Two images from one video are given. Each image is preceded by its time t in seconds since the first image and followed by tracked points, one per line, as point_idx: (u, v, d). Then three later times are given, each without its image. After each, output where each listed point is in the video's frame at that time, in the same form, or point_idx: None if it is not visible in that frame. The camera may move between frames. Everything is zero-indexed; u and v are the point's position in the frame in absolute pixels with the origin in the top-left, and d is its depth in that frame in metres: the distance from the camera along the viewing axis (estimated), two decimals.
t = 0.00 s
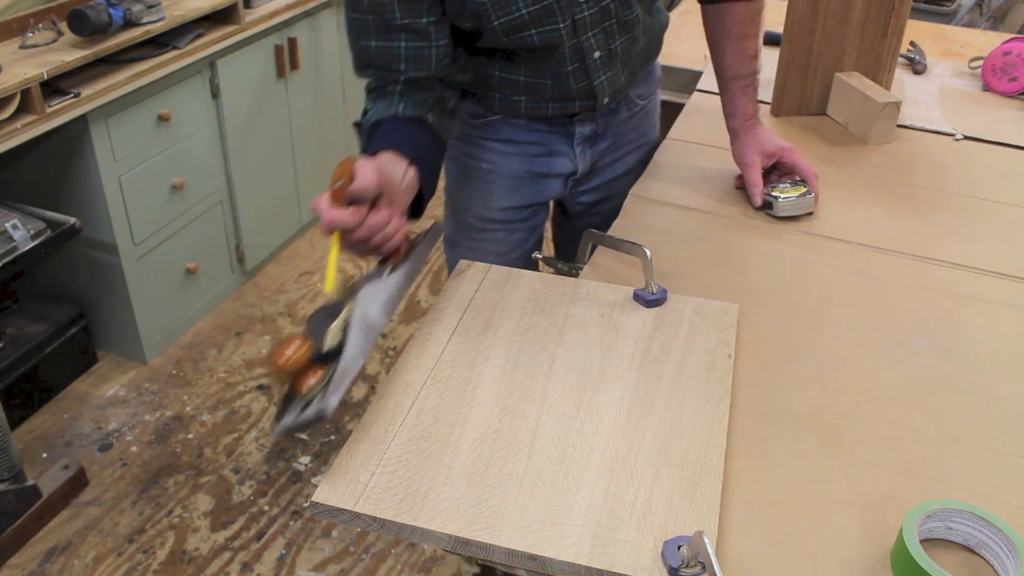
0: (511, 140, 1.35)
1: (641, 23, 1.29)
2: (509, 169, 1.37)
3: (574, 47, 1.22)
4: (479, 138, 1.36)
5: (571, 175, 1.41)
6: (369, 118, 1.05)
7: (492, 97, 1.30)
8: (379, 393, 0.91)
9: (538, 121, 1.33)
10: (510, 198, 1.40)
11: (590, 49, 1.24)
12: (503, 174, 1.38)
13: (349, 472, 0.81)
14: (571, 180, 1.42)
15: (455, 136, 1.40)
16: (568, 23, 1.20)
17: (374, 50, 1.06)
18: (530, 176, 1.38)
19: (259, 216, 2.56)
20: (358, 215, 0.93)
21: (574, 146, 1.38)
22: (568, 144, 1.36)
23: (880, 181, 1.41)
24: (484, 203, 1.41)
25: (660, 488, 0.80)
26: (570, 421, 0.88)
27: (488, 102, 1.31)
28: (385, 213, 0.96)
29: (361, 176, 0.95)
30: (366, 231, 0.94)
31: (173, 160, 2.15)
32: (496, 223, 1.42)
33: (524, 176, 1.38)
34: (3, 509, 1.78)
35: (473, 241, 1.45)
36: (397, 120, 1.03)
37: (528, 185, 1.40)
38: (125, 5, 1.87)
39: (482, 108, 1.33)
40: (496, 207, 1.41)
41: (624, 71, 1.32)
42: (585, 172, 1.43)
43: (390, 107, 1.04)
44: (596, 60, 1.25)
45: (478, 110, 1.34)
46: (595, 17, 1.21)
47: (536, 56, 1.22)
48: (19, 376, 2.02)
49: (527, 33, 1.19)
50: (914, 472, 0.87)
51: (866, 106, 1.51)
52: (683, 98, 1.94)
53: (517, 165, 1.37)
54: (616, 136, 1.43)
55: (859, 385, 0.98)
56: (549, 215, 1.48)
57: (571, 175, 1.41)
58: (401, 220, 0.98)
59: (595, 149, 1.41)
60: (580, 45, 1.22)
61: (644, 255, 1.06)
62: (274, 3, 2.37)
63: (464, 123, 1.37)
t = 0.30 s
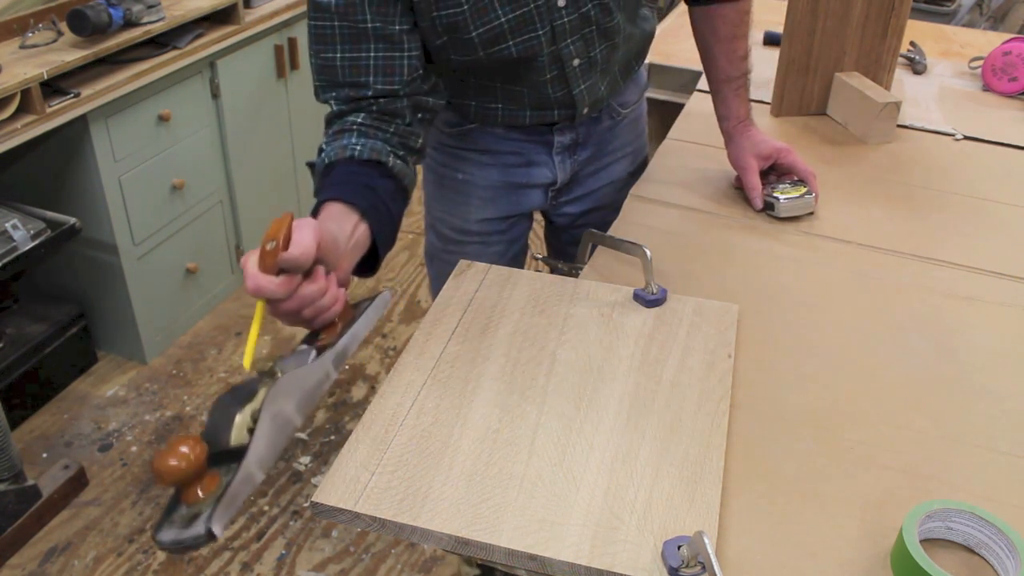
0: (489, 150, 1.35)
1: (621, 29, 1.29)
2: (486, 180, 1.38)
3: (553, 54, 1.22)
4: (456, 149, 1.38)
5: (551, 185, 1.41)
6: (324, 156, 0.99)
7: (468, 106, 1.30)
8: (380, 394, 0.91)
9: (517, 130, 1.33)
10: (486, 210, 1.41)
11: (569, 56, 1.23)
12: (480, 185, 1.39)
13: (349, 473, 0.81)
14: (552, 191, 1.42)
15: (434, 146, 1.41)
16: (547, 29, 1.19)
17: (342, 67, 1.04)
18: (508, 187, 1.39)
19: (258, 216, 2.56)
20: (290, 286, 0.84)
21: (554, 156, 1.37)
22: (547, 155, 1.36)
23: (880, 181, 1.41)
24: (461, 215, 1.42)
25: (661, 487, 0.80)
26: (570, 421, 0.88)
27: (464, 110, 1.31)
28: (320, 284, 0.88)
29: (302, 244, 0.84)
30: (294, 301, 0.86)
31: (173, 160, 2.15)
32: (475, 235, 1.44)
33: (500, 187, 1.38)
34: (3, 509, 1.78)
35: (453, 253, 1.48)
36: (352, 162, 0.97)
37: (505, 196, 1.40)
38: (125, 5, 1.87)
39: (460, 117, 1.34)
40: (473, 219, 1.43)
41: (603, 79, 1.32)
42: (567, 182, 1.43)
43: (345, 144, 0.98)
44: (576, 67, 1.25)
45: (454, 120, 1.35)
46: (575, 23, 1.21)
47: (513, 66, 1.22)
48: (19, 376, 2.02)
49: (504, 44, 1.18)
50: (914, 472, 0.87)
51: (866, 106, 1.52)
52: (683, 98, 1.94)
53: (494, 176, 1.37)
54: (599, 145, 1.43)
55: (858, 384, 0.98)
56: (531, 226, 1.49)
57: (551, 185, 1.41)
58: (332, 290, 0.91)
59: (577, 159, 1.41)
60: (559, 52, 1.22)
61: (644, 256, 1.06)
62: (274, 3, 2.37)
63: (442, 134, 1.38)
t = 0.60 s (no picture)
0: (489, 139, 1.34)
1: (626, 30, 1.27)
2: (484, 168, 1.37)
3: (550, 47, 1.21)
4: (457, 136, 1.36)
5: (550, 181, 1.39)
6: (368, 96, 1.05)
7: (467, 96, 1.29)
8: (380, 393, 0.91)
9: (516, 122, 1.31)
10: (485, 196, 1.39)
11: (567, 51, 1.22)
12: (479, 172, 1.38)
13: (350, 472, 0.81)
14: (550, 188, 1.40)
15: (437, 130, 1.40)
16: (546, 22, 1.19)
17: (368, 25, 1.06)
18: (506, 178, 1.37)
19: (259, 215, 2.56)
20: (370, 185, 0.94)
21: (552, 153, 1.35)
22: (545, 150, 1.34)
23: (880, 181, 1.41)
24: (460, 199, 1.41)
25: (661, 487, 0.80)
26: (570, 421, 0.88)
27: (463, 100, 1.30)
28: (394, 190, 0.97)
29: (383, 149, 0.96)
30: (370, 202, 0.95)
31: (172, 160, 2.15)
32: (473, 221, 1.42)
33: (498, 176, 1.37)
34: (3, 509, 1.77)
35: (452, 237, 1.46)
36: (397, 97, 1.03)
37: (504, 186, 1.38)
38: (125, 5, 1.87)
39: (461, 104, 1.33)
40: (472, 205, 1.41)
41: (606, 80, 1.29)
42: (566, 180, 1.40)
43: (387, 84, 1.04)
44: (573, 64, 1.24)
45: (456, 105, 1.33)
46: (575, 19, 1.21)
47: (512, 53, 1.22)
48: (19, 376, 2.01)
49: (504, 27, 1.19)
50: (914, 472, 0.86)
51: (866, 106, 1.52)
52: (683, 98, 1.94)
53: (492, 165, 1.36)
54: (601, 146, 1.40)
55: (859, 385, 0.98)
56: (534, 220, 1.46)
57: (549, 181, 1.39)
58: (403, 200, 1.00)
59: (577, 158, 1.38)
60: (557, 46, 1.21)
61: (644, 256, 1.06)
62: (274, 3, 2.37)
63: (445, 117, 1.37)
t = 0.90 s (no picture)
0: (515, 119, 1.42)
1: (644, 20, 1.33)
2: (509, 147, 1.45)
3: (571, 29, 1.29)
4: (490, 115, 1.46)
5: (569, 164, 1.45)
6: (425, 59, 1.26)
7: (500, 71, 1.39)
8: (380, 394, 0.91)
9: (538, 102, 1.39)
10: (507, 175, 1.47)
11: (587, 36, 1.29)
12: (505, 151, 1.46)
13: (350, 472, 0.81)
14: (570, 169, 1.47)
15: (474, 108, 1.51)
16: (567, 5, 1.27)
17: None
18: (528, 158, 1.45)
19: (259, 214, 2.56)
20: (455, 132, 1.12)
21: (571, 137, 1.42)
22: (564, 134, 1.42)
23: (880, 181, 1.41)
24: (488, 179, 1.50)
25: (660, 488, 0.80)
26: (570, 421, 0.88)
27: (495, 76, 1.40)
28: (473, 140, 1.15)
29: (467, 103, 1.14)
30: (452, 147, 1.12)
31: (174, 159, 2.15)
32: (498, 200, 1.50)
33: (521, 156, 1.45)
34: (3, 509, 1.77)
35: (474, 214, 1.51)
36: (451, 57, 1.24)
37: (525, 165, 1.46)
38: (125, 5, 1.87)
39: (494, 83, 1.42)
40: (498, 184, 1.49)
41: (624, 67, 1.36)
42: (585, 163, 1.47)
43: (441, 46, 1.25)
44: (592, 49, 1.30)
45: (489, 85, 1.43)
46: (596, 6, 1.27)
47: (536, 28, 1.31)
48: (19, 375, 2.01)
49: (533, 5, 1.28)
50: (914, 472, 0.86)
51: (866, 106, 1.51)
52: (683, 98, 1.94)
53: (516, 144, 1.44)
54: (619, 133, 1.45)
55: (859, 384, 0.98)
56: (556, 199, 1.53)
57: (569, 163, 1.45)
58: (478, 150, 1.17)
59: (595, 142, 1.44)
60: (577, 29, 1.29)
61: (643, 256, 1.06)
62: (274, 3, 2.37)
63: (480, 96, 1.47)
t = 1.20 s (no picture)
0: (528, 113, 1.43)
1: (655, 21, 1.33)
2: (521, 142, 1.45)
3: (582, 27, 1.29)
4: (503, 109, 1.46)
5: (581, 158, 1.45)
6: (442, 53, 1.32)
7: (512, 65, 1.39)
8: (379, 394, 0.91)
9: (551, 97, 1.40)
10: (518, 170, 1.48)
11: (598, 34, 1.29)
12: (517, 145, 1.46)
13: (349, 472, 0.81)
14: (582, 164, 1.47)
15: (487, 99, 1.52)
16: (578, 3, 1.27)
17: None
18: (540, 153, 1.45)
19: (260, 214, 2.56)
20: (491, 120, 1.16)
21: (584, 131, 1.42)
22: (576, 129, 1.42)
23: (880, 181, 1.41)
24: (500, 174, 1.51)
25: (660, 489, 0.80)
26: (570, 421, 0.88)
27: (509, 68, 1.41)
28: (506, 132, 1.19)
29: (502, 96, 1.20)
30: (488, 133, 1.15)
31: (174, 159, 2.15)
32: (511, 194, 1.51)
33: (533, 150, 1.45)
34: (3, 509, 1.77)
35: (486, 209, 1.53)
36: (468, 50, 1.31)
37: (538, 159, 1.46)
38: (125, 5, 1.87)
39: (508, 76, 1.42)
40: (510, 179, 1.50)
41: (635, 65, 1.36)
42: (597, 158, 1.47)
43: (458, 40, 1.31)
44: (603, 47, 1.31)
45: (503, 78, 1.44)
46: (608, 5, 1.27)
47: (547, 25, 1.31)
48: (19, 376, 2.01)
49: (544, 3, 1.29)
50: (914, 472, 0.87)
51: (866, 106, 1.51)
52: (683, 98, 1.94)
53: (529, 139, 1.44)
54: (631, 127, 1.45)
55: (859, 384, 0.98)
56: (566, 193, 1.54)
57: (581, 158, 1.45)
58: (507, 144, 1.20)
59: (607, 137, 1.44)
60: (588, 27, 1.29)
61: (643, 256, 1.06)
62: (275, 3, 2.37)
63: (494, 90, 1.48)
